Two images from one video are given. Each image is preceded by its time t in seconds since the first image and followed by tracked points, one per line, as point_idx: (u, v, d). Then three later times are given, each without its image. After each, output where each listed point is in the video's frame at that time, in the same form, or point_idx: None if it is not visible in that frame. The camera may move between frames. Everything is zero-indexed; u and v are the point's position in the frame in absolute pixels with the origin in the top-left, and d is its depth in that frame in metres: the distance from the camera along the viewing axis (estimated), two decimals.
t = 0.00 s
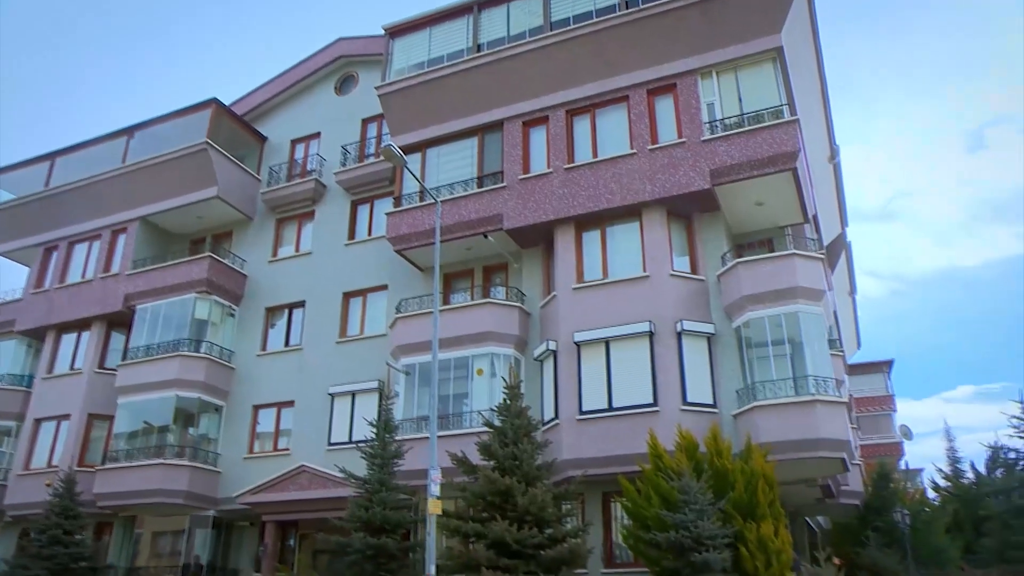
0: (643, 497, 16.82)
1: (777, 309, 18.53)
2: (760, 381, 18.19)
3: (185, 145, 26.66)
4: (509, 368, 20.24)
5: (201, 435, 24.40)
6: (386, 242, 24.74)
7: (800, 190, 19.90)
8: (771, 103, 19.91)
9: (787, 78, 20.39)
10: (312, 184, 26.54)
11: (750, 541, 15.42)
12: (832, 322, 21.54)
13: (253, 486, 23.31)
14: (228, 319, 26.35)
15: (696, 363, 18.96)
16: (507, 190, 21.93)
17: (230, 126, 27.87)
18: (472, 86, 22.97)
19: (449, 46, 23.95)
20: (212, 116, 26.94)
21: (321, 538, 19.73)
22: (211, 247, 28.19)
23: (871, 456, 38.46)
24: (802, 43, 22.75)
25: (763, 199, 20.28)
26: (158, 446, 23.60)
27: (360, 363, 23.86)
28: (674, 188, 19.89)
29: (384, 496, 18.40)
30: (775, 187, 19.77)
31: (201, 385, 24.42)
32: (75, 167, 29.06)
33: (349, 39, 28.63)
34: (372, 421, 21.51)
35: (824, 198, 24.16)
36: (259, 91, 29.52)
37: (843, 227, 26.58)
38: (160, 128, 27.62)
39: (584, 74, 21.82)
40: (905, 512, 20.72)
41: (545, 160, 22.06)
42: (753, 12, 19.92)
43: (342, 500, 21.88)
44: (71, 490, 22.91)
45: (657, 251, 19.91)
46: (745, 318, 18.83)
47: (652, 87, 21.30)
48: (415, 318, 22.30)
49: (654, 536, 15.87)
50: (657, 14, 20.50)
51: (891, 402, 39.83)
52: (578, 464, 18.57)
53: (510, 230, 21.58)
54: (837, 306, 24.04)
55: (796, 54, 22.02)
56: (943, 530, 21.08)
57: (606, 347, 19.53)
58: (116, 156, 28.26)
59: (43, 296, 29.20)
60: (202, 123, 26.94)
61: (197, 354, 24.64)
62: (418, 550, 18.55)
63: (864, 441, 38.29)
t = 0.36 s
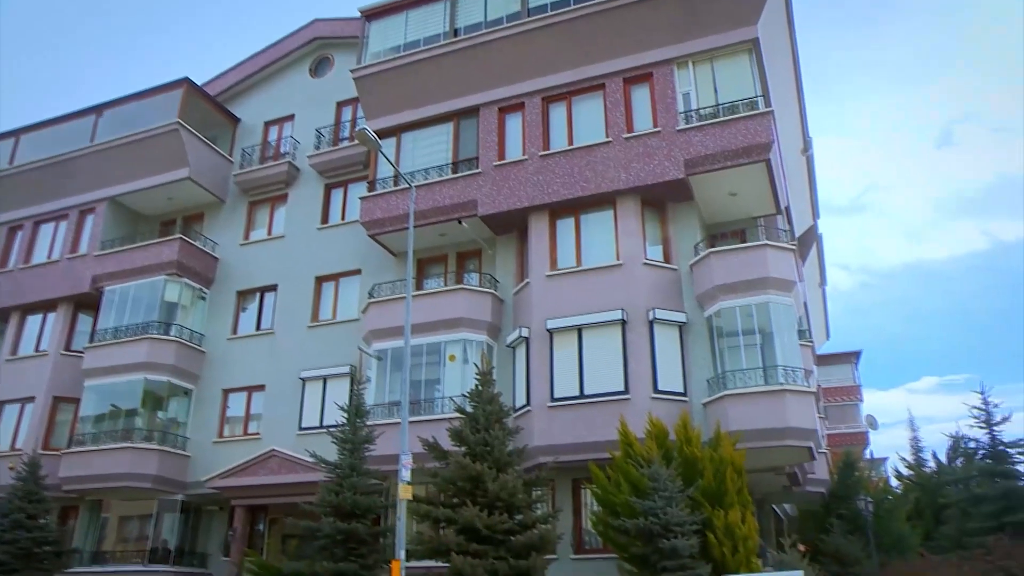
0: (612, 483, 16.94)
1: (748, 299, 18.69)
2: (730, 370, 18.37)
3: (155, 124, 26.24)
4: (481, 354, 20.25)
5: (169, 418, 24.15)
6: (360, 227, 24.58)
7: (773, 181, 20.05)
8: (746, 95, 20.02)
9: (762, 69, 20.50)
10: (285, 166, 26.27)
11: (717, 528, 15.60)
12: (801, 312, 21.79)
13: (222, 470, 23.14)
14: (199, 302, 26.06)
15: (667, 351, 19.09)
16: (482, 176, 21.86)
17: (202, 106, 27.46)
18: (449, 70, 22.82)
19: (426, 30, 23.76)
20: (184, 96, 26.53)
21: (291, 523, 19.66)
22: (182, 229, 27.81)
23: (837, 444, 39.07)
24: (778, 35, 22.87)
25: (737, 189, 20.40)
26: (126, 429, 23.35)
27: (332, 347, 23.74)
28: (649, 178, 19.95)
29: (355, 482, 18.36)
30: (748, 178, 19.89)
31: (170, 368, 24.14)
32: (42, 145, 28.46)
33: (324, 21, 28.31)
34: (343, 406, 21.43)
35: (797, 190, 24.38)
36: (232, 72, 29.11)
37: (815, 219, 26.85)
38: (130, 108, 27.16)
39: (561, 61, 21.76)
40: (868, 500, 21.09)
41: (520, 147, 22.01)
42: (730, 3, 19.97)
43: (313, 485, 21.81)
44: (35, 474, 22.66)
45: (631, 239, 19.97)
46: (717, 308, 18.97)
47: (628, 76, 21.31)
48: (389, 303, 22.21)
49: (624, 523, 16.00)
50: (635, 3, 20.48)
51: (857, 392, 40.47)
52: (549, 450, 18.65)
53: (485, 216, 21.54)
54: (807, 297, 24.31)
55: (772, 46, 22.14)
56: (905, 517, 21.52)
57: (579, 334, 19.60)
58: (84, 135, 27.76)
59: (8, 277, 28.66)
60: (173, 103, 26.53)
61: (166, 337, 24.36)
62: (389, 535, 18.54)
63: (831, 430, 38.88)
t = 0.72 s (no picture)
0: (581, 469, 17.06)
1: (718, 288, 18.83)
2: (699, 357, 18.53)
3: (124, 102, 25.76)
4: (452, 339, 20.24)
5: (135, 400, 23.85)
6: (331, 209, 24.39)
7: (744, 170, 20.19)
8: (719, 84, 20.11)
9: (736, 59, 20.58)
10: (256, 147, 25.95)
11: (684, 513, 15.78)
12: (770, 301, 22.02)
13: (189, 453, 22.93)
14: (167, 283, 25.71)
15: (637, 338, 19.19)
16: (455, 160, 21.77)
17: (172, 84, 27.00)
18: (423, 53, 22.64)
19: (401, 12, 23.53)
20: (153, 73, 26.06)
21: (258, 505, 19.54)
22: (150, 209, 27.39)
23: (803, 432, 39.65)
24: (753, 25, 22.96)
25: (708, 177, 20.50)
26: (90, 411, 23.03)
27: (302, 330, 23.58)
28: (622, 165, 19.98)
29: (323, 465, 18.30)
30: (720, 167, 20.01)
31: (136, 350, 23.82)
32: (5, 120, 27.83)
33: None
34: (312, 389, 21.31)
35: (768, 179, 24.57)
36: (203, 50, 28.63)
37: (785, 209, 27.10)
38: (97, 84, 26.61)
39: (537, 46, 21.67)
40: (831, 486, 21.45)
41: (494, 132, 21.94)
42: None
43: (281, 469, 21.70)
44: None
45: (603, 226, 20.01)
46: (687, 296, 19.08)
47: (604, 62, 21.28)
48: (360, 286, 22.10)
49: (591, 508, 16.14)
50: None
51: (824, 381, 41.04)
52: (519, 435, 18.72)
53: (458, 200, 21.46)
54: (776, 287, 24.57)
55: (746, 35, 22.22)
56: (866, 503, 21.95)
57: (549, 320, 19.64)
58: (49, 110, 27.18)
59: None
60: (142, 80, 26.04)
61: (133, 318, 24.03)
62: (357, 518, 18.50)
63: (797, 418, 39.43)
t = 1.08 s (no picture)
0: (549, 454, 17.14)
1: (688, 276, 18.93)
2: (668, 345, 18.66)
3: (89, 78, 25.24)
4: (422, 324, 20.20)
5: (99, 382, 23.52)
6: (302, 192, 24.16)
7: (715, 160, 20.31)
8: (692, 73, 20.18)
9: (709, 49, 20.65)
10: (226, 127, 25.60)
11: (650, 499, 15.94)
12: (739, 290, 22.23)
13: (154, 436, 22.69)
14: (133, 264, 25.32)
15: (606, 325, 19.28)
16: (428, 145, 21.65)
17: (139, 62, 26.50)
18: (397, 36, 22.44)
19: None
20: (119, 50, 25.55)
21: (224, 489, 19.39)
22: (116, 188, 26.92)
23: (769, 420, 40.18)
24: (727, 15, 23.03)
25: (680, 166, 20.58)
26: (53, 393, 22.66)
27: (271, 313, 23.38)
28: (595, 152, 20.00)
29: (291, 449, 18.21)
30: (691, 156, 20.10)
31: (101, 331, 23.47)
32: None
33: None
34: (280, 372, 21.16)
35: (738, 170, 24.76)
36: (171, 27, 28.13)
37: (756, 199, 27.32)
38: (62, 59, 26.02)
39: (511, 31, 21.56)
40: (795, 473, 21.77)
41: (467, 117, 21.84)
42: None
43: (248, 452, 21.54)
44: None
45: (574, 213, 20.04)
46: (657, 284, 19.17)
47: (578, 49, 21.25)
48: (329, 270, 21.95)
49: (559, 493, 16.24)
50: None
51: (790, 370, 41.59)
52: (487, 420, 18.76)
53: (429, 185, 21.36)
54: (745, 276, 24.80)
55: (721, 25, 22.29)
56: (829, 490, 22.32)
57: (519, 306, 19.67)
58: (11, 85, 26.59)
59: None
60: (108, 56, 25.53)
61: (98, 299, 23.66)
62: (324, 502, 18.44)
63: (763, 406, 39.94)
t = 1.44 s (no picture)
0: (516, 439, 17.19)
1: (657, 264, 19.03)
2: (636, 332, 18.77)
3: (50, 52, 24.64)
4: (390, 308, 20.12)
5: (60, 363, 23.12)
6: (270, 174, 23.89)
7: (685, 149, 20.41)
8: (664, 62, 20.23)
9: (682, 38, 20.70)
10: (193, 106, 25.21)
11: (616, 485, 16.08)
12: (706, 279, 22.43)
13: (117, 419, 22.39)
14: (96, 244, 24.87)
15: (575, 312, 19.34)
16: (398, 128, 21.50)
17: (104, 37, 25.94)
18: (369, 17, 22.19)
19: None
20: (83, 24, 24.97)
21: (188, 472, 19.18)
22: (79, 166, 26.38)
23: (734, 408, 40.67)
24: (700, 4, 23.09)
25: (650, 154, 20.65)
26: (12, 374, 22.22)
27: (238, 296, 23.13)
28: (566, 139, 20.00)
29: (256, 432, 18.07)
30: (662, 145, 20.17)
31: (62, 312, 23.06)
32: None
33: None
34: (247, 355, 20.96)
35: (708, 159, 24.92)
36: (137, 3, 27.55)
37: (725, 189, 27.54)
38: (22, 31, 25.37)
39: (485, 15, 21.43)
40: (759, 460, 22.08)
41: (438, 100, 21.71)
42: None
43: (213, 435, 21.34)
44: None
45: (545, 199, 20.04)
46: (626, 272, 19.25)
47: (551, 35, 21.19)
48: (298, 253, 21.75)
49: (525, 478, 16.31)
50: None
51: (756, 358, 42.12)
52: (455, 405, 18.77)
53: (400, 169, 21.22)
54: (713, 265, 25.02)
55: (694, 15, 22.35)
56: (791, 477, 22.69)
57: (489, 291, 19.66)
58: None
59: None
60: (71, 30, 24.94)
61: (59, 279, 23.22)
62: (290, 486, 18.33)
63: (729, 394, 40.43)
